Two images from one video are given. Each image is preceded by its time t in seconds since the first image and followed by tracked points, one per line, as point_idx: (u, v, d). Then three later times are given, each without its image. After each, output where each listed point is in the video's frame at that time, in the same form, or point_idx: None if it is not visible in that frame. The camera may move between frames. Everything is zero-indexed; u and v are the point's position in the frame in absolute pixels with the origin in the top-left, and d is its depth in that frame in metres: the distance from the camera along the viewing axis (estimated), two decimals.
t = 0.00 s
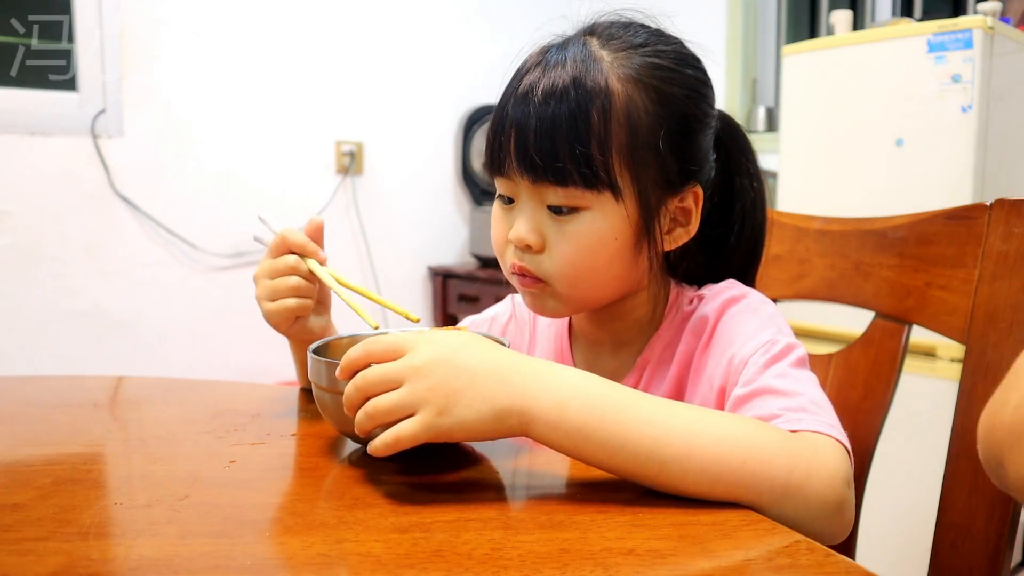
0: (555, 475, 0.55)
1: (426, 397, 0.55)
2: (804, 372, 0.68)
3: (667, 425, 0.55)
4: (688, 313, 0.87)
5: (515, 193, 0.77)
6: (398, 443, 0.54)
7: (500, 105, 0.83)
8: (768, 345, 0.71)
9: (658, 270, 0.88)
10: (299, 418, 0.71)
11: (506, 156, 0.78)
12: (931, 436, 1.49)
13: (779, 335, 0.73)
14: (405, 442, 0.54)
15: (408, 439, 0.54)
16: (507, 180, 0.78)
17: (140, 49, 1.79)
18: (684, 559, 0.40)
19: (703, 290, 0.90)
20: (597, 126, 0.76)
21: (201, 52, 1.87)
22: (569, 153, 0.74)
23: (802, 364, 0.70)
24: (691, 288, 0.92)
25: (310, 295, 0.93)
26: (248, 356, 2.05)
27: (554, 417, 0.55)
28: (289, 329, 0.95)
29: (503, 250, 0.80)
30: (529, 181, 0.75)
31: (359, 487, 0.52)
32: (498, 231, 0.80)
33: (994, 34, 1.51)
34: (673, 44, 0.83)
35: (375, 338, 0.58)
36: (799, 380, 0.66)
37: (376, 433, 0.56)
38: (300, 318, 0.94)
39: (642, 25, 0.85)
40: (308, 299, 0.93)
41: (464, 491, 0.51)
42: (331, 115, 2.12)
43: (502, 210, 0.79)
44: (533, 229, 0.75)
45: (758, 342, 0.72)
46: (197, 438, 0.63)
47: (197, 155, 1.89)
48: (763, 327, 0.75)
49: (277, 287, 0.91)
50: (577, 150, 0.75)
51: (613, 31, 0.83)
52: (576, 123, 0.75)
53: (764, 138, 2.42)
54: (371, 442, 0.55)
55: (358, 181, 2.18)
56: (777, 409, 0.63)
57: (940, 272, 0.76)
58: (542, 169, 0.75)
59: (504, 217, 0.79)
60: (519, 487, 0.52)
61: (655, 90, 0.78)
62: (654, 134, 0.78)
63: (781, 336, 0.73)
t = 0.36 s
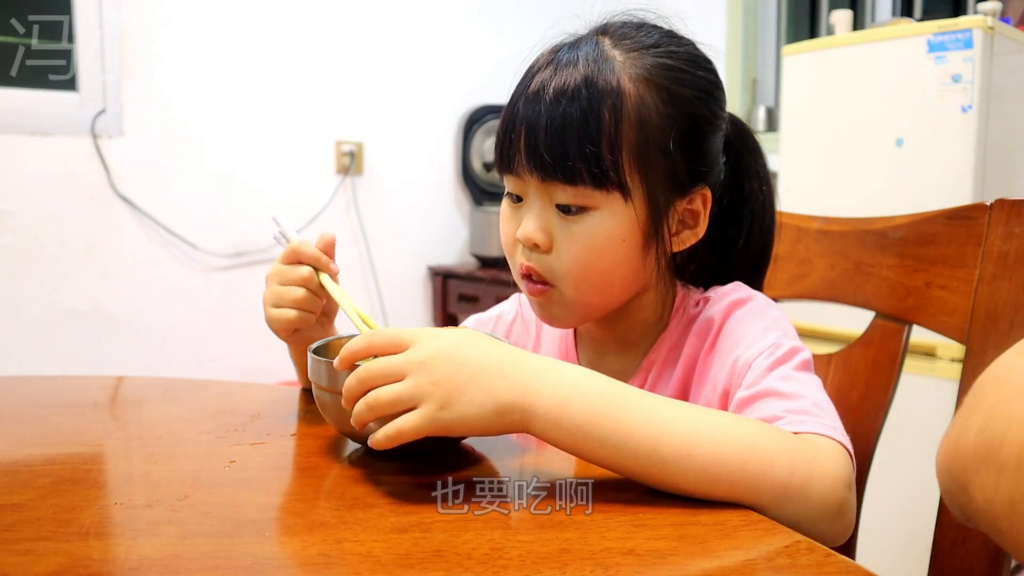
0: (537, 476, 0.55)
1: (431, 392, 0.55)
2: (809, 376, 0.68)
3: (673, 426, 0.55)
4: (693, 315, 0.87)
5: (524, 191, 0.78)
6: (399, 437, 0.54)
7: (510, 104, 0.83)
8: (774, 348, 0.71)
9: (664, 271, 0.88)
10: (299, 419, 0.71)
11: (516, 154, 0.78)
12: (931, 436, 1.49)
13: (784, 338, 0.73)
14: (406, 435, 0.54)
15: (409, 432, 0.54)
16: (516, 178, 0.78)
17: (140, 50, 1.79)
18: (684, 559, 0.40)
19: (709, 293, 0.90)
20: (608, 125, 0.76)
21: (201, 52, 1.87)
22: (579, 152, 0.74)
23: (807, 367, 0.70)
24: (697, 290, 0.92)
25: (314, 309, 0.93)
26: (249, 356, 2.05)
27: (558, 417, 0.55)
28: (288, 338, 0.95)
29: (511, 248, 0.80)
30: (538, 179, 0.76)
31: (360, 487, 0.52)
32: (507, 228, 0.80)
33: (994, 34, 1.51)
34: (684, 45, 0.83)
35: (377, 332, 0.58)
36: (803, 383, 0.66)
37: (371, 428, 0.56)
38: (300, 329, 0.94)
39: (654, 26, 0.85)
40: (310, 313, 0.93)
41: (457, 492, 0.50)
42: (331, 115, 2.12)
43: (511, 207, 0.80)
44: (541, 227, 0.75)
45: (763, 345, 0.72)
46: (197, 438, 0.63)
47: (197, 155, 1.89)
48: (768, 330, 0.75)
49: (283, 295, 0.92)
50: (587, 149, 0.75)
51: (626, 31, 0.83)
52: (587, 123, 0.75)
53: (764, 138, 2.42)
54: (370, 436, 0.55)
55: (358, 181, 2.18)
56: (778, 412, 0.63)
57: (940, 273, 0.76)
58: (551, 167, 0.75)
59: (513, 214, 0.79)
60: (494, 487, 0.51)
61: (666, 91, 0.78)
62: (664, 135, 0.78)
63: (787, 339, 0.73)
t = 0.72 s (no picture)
0: (537, 476, 0.54)
1: (437, 386, 0.55)
2: (812, 378, 0.68)
3: (678, 426, 0.55)
4: (696, 317, 0.87)
5: (531, 188, 0.78)
6: (403, 432, 0.54)
7: (517, 102, 0.83)
8: (777, 350, 0.71)
9: (668, 271, 0.88)
10: (300, 419, 0.71)
11: (524, 152, 0.78)
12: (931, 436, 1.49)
13: (787, 341, 0.73)
14: (410, 430, 0.54)
15: (412, 428, 0.54)
16: (522, 176, 0.78)
17: (140, 50, 1.79)
18: (683, 559, 0.40)
19: (713, 295, 0.90)
20: (616, 124, 0.76)
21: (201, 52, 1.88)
22: (587, 150, 0.74)
23: (810, 370, 0.70)
24: (702, 291, 0.93)
25: (312, 313, 0.93)
26: (249, 355, 2.05)
27: (562, 416, 0.55)
28: (293, 343, 0.95)
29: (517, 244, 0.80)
30: (545, 176, 0.76)
31: (361, 486, 0.52)
32: (513, 225, 0.80)
33: (994, 34, 1.51)
34: (692, 46, 0.83)
35: (382, 329, 0.59)
36: (807, 386, 0.66)
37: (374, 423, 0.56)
38: (301, 334, 0.94)
39: (661, 27, 0.85)
40: (309, 316, 0.93)
41: (456, 491, 0.49)
42: (331, 115, 2.12)
43: (518, 204, 0.80)
44: (547, 225, 0.75)
45: (766, 347, 0.72)
46: (197, 438, 0.63)
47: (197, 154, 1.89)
48: (771, 332, 0.75)
49: (280, 302, 0.92)
50: (595, 147, 0.75)
51: (634, 31, 0.83)
52: (595, 121, 0.75)
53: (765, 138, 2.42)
54: (376, 431, 0.55)
55: (358, 181, 2.19)
56: (781, 413, 0.63)
57: (940, 272, 0.76)
58: (559, 164, 0.75)
59: (519, 211, 0.79)
60: (494, 487, 0.50)
61: (673, 91, 0.78)
62: (672, 135, 0.78)
63: (789, 342, 0.73)
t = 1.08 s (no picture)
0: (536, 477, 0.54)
1: (434, 382, 0.55)
2: (810, 377, 0.68)
3: (676, 425, 0.55)
4: (695, 316, 0.87)
5: (531, 184, 0.78)
6: (402, 435, 0.54)
7: (519, 100, 0.84)
8: (775, 350, 0.71)
9: (665, 272, 0.87)
10: (299, 419, 0.71)
11: (525, 147, 0.79)
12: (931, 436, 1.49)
13: (786, 340, 0.73)
14: (409, 434, 0.54)
15: (410, 431, 0.54)
16: (523, 171, 0.79)
17: (140, 50, 1.79)
18: (683, 559, 0.40)
19: (712, 294, 0.90)
20: (617, 119, 0.76)
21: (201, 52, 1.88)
22: (588, 145, 0.75)
23: (808, 368, 0.70)
24: (699, 291, 0.93)
25: (300, 306, 0.93)
26: (249, 355, 2.05)
27: (560, 418, 0.55)
28: (289, 342, 0.95)
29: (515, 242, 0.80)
30: (545, 171, 0.77)
31: (361, 486, 0.52)
32: (512, 224, 0.80)
33: (994, 35, 1.51)
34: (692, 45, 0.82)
35: (381, 331, 0.59)
36: (806, 385, 0.66)
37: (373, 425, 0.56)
38: (295, 330, 0.94)
39: (662, 26, 0.85)
40: (299, 310, 0.93)
41: (456, 491, 0.49)
42: (331, 115, 2.12)
43: (517, 202, 0.80)
44: (547, 219, 0.75)
45: (764, 346, 0.72)
46: (197, 438, 0.63)
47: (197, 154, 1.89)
48: (770, 331, 0.75)
49: (266, 303, 0.91)
50: (595, 141, 0.76)
51: (635, 29, 0.84)
52: (596, 117, 0.76)
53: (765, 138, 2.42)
54: (375, 434, 0.55)
55: (358, 181, 2.19)
56: (779, 413, 0.63)
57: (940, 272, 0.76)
58: (560, 159, 0.76)
59: (518, 209, 0.79)
60: (494, 487, 0.50)
61: (674, 89, 0.78)
62: (671, 132, 0.78)
63: (788, 340, 0.73)
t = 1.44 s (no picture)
0: (533, 476, 0.54)
1: (431, 381, 0.55)
2: (808, 375, 0.68)
3: (675, 425, 0.55)
4: (693, 316, 0.87)
5: (526, 182, 0.78)
6: (403, 436, 0.54)
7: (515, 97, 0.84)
8: (773, 349, 0.71)
9: (661, 270, 0.88)
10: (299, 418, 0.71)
11: (520, 143, 0.79)
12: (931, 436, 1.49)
13: (784, 339, 0.73)
14: (410, 435, 0.54)
15: (411, 433, 0.54)
16: (518, 169, 0.79)
17: (140, 50, 1.78)
18: (683, 559, 0.40)
19: (710, 293, 0.90)
20: (611, 116, 0.77)
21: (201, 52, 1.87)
22: (582, 141, 0.76)
23: (806, 367, 0.70)
24: (697, 291, 0.92)
25: (302, 299, 0.93)
26: (249, 354, 2.06)
27: (560, 417, 0.55)
28: (297, 336, 0.95)
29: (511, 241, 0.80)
30: (540, 168, 0.77)
31: (361, 486, 0.52)
32: (508, 222, 0.80)
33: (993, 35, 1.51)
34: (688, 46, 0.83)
35: (380, 332, 0.59)
36: (804, 384, 0.66)
37: (374, 426, 0.56)
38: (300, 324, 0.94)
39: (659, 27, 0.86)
40: (302, 303, 0.92)
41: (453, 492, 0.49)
42: (331, 115, 2.12)
43: (513, 200, 0.80)
44: (542, 217, 0.75)
45: (762, 346, 0.72)
46: (197, 439, 0.63)
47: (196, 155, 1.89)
48: (767, 330, 0.75)
49: (268, 302, 0.91)
50: (589, 138, 0.76)
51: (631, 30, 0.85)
52: (590, 113, 0.77)
53: (765, 138, 2.42)
54: (376, 435, 0.55)
55: (358, 181, 2.19)
56: (779, 413, 0.63)
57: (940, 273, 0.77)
58: (555, 156, 0.76)
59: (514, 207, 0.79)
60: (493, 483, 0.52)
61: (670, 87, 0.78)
62: (666, 130, 0.78)
63: (785, 340, 0.73)
